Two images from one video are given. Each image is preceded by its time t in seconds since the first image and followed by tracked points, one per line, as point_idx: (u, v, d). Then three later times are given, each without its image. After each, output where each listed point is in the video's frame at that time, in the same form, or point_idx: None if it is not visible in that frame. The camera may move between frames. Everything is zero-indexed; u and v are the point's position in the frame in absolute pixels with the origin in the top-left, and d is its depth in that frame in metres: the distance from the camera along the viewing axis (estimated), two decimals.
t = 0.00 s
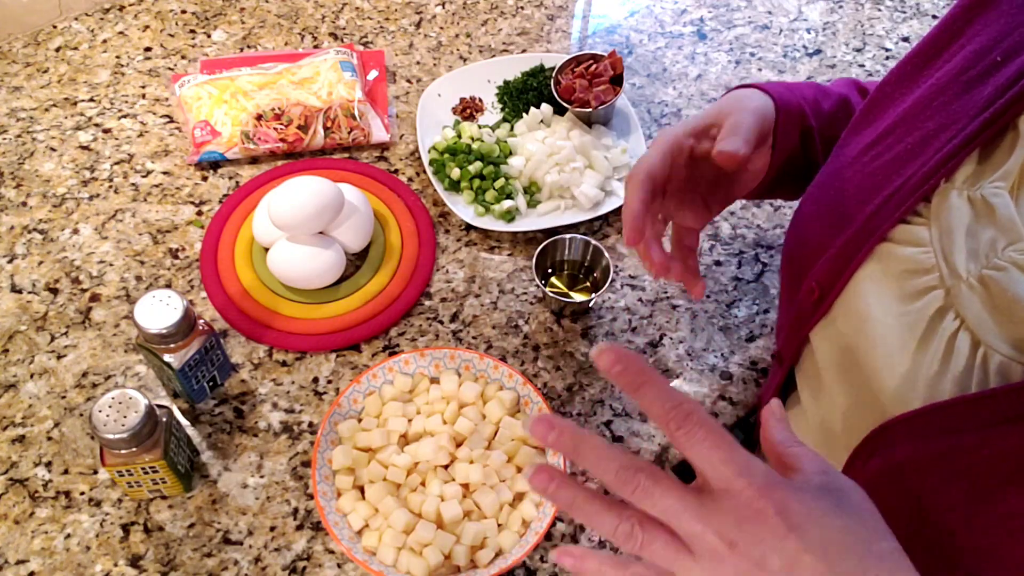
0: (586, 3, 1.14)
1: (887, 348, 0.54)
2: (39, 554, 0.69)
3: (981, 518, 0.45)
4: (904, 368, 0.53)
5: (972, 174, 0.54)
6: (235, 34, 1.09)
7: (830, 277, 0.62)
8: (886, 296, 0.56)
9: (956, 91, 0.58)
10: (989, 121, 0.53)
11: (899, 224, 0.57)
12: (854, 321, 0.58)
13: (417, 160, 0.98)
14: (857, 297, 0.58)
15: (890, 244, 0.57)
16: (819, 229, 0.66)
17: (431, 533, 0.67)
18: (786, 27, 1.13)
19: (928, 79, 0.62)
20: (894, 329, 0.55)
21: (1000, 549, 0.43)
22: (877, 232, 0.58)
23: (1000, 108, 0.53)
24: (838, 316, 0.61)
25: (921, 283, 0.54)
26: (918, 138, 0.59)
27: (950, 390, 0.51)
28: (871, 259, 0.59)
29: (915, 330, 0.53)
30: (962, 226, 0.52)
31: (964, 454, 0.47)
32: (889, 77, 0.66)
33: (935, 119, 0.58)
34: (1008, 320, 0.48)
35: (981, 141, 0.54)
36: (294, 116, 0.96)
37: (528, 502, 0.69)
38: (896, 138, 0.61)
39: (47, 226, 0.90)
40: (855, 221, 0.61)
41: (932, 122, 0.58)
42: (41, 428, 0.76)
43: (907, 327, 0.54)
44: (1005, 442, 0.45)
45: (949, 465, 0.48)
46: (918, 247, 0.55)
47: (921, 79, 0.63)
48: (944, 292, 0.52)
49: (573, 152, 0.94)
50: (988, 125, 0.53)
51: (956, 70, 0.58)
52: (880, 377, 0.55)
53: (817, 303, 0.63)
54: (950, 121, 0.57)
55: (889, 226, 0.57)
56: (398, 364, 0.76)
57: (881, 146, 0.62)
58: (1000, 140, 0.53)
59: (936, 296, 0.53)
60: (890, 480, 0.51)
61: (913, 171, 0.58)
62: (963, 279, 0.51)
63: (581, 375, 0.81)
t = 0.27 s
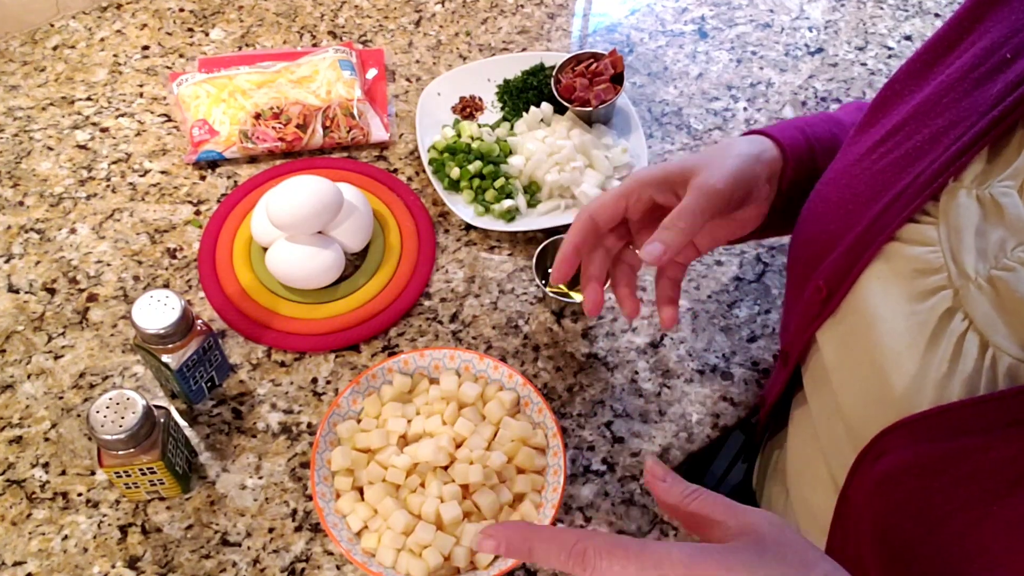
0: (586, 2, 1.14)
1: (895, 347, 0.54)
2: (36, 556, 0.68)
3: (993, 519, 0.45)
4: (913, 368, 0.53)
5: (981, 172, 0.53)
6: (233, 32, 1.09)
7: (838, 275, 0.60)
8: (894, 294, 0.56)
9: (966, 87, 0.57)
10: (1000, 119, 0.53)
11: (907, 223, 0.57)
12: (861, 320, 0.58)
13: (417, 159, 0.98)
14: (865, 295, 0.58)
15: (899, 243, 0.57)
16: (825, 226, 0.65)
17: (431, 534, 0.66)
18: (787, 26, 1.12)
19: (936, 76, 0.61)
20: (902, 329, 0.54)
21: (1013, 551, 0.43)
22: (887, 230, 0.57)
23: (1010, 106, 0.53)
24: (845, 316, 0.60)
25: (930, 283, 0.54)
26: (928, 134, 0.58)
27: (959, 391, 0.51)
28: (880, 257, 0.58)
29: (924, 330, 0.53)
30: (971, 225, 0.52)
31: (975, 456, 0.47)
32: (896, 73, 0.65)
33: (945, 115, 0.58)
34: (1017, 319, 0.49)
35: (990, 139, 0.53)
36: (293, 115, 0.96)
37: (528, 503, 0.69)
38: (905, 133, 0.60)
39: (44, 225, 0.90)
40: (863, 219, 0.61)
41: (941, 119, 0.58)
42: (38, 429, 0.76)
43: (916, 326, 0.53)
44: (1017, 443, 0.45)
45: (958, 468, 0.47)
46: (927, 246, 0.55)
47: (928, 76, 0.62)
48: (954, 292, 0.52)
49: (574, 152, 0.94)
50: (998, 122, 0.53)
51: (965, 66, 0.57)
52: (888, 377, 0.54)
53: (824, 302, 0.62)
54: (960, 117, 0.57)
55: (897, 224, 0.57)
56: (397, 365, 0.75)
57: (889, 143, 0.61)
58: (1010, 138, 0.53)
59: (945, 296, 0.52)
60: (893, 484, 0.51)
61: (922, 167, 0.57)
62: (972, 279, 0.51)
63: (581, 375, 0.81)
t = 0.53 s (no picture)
0: (586, 4, 1.15)
1: (907, 345, 0.55)
2: (41, 554, 0.69)
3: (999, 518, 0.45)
4: (922, 367, 0.54)
5: (992, 171, 0.54)
6: (236, 35, 1.10)
7: (847, 273, 0.61)
8: (905, 293, 0.57)
9: (974, 86, 0.58)
10: (1009, 117, 0.53)
11: (917, 221, 0.57)
12: (872, 318, 0.58)
13: (418, 160, 0.99)
14: (875, 293, 0.59)
15: (909, 240, 0.58)
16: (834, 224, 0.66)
17: (431, 532, 0.67)
18: (785, 28, 1.13)
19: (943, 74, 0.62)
20: (913, 328, 0.55)
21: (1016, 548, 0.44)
22: (897, 228, 0.58)
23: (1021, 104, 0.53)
24: (855, 314, 0.60)
25: (941, 282, 0.54)
26: (937, 133, 0.59)
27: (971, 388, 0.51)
28: (890, 256, 0.59)
29: (935, 328, 0.54)
30: (983, 225, 0.53)
31: (984, 455, 0.47)
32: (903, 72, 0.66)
33: (953, 113, 0.58)
34: None
35: (1002, 137, 0.54)
36: (295, 117, 0.97)
37: (528, 501, 0.69)
38: (914, 132, 0.61)
39: (49, 226, 0.91)
40: (873, 217, 0.61)
41: (950, 117, 0.58)
42: (43, 427, 0.76)
43: (926, 326, 0.54)
44: None
45: (967, 467, 0.48)
46: (937, 244, 0.55)
47: (935, 75, 0.63)
48: (965, 290, 0.53)
49: (573, 153, 0.95)
50: (1009, 120, 0.53)
51: (974, 64, 0.58)
52: (898, 374, 0.55)
53: (834, 300, 0.62)
54: (971, 116, 0.57)
55: (907, 223, 0.57)
56: (399, 364, 0.76)
57: (897, 142, 0.62)
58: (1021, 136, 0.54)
59: (956, 295, 0.53)
60: (904, 482, 0.51)
61: (932, 165, 0.58)
62: (984, 278, 0.52)
63: (580, 374, 0.82)
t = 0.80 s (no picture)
0: (586, 3, 1.14)
1: (909, 343, 0.55)
2: (38, 555, 0.69)
3: (1000, 519, 0.45)
4: (923, 366, 0.54)
5: (999, 169, 0.54)
6: (235, 34, 1.09)
7: (852, 270, 0.60)
8: (908, 291, 0.56)
9: (980, 82, 0.57)
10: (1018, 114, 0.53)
11: (922, 219, 0.57)
12: (874, 316, 0.58)
13: (417, 159, 0.98)
14: (878, 291, 0.58)
15: (915, 238, 0.57)
16: (835, 220, 0.65)
17: (432, 533, 0.67)
18: (786, 27, 1.13)
19: (947, 69, 0.61)
20: (916, 326, 0.55)
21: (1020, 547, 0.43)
22: (902, 224, 0.57)
23: None
24: (858, 312, 0.60)
25: (944, 281, 0.54)
26: (942, 129, 0.58)
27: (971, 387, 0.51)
28: (894, 254, 0.58)
29: (937, 328, 0.54)
30: (988, 224, 0.53)
31: (983, 454, 0.47)
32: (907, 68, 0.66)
33: (959, 109, 0.58)
34: None
35: (1009, 135, 0.54)
36: (294, 116, 0.96)
37: (528, 502, 0.70)
38: (918, 128, 0.60)
39: (47, 225, 0.90)
40: (876, 213, 0.60)
41: (956, 113, 0.58)
42: (41, 428, 0.76)
43: (928, 327, 0.54)
44: None
45: (967, 466, 0.47)
46: (941, 243, 0.55)
47: (938, 69, 0.62)
48: (968, 290, 0.53)
49: (573, 152, 0.94)
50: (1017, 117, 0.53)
51: (980, 59, 0.58)
52: (899, 373, 0.55)
53: (838, 298, 0.62)
54: (977, 112, 0.57)
55: (913, 220, 0.57)
56: (399, 365, 0.76)
57: (900, 137, 0.61)
58: None
59: (959, 294, 0.53)
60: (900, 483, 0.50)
61: (937, 162, 0.57)
62: (988, 277, 0.52)
63: (581, 375, 0.81)
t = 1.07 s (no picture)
0: (586, 3, 1.14)
1: (891, 351, 0.55)
2: (39, 555, 0.69)
3: (982, 528, 0.45)
4: (905, 375, 0.54)
5: (978, 180, 0.55)
6: (235, 34, 1.09)
7: (837, 280, 0.61)
8: (890, 300, 0.56)
9: (961, 92, 0.58)
10: (997, 124, 0.54)
11: (903, 229, 0.57)
12: (859, 327, 0.58)
13: (417, 159, 0.98)
14: (863, 300, 0.58)
15: (896, 249, 0.58)
16: (822, 230, 0.65)
17: (432, 533, 0.67)
18: (786, 27, 1.13)
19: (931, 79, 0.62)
20: (898, 336, 0.55)
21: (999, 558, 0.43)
22: (885, 234, 0.58)
23: (1005, 113, 0.54)
24: (843, 322, 0.60)
25: (926, 291, 0.54)
26: (924, 140, 0.59)
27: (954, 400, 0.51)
28: (877, 264, 0.58)
29: (920, 338, 0.54)
30: (969, 233, 0.53)
31: (967, 463, 0.47)
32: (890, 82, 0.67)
33: (940, 120, 0.58)
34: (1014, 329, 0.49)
35: (989, 144, 0.54)
36: (294, 116, 0.96)
37: (528, 502, 0.69)
38: (901, 139, 0.61)
39: (47, 226, 0.90)
40: (861, 223, 0.61)
41: (937, 124, 0.58)
42: (41, 428, 0.76)
43: (911, 335, 0.54)
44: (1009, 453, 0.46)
45: (954, 475, 0.48)
46: (923, 253, 0.55)
47: (922, 80, 0.63)
48: (949, 299, 0.53)
49: (573, 152, 0.94)
50: (996, 128, 0.54)
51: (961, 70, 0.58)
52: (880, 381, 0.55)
53: (824, 308, 0.62)
54: (957, 122, 0.57)
55: (896, 229, 0.57)
56: (399, 365, 0.76)
57: (884, 148, 0.62)
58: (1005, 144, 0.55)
59: (941, 304, 0.53)
60: (889, 491, 0.51)
61: (920, 172, 0.58)
62: (968, 287, 0.52)
63: (581, 375, 0.81)
